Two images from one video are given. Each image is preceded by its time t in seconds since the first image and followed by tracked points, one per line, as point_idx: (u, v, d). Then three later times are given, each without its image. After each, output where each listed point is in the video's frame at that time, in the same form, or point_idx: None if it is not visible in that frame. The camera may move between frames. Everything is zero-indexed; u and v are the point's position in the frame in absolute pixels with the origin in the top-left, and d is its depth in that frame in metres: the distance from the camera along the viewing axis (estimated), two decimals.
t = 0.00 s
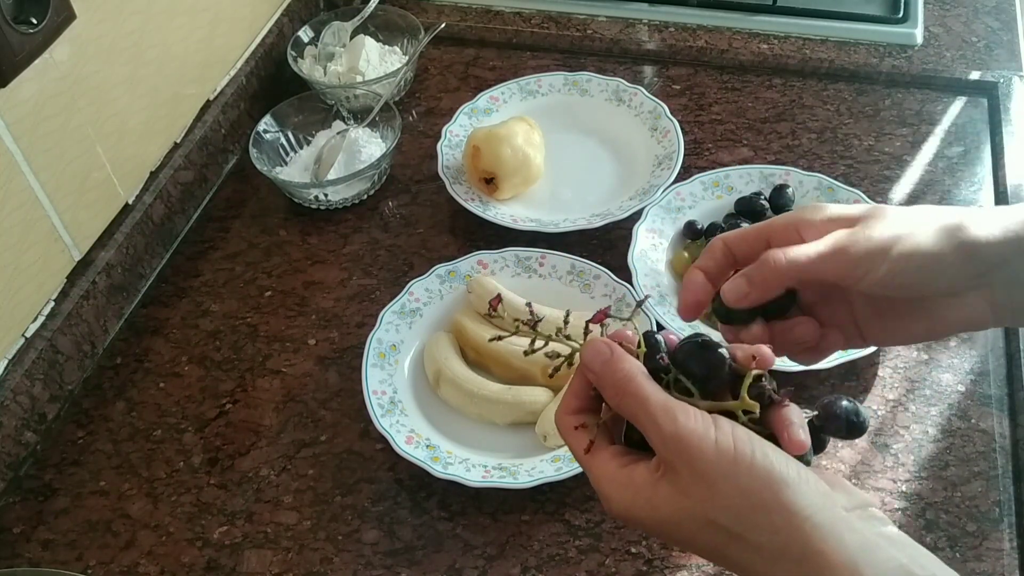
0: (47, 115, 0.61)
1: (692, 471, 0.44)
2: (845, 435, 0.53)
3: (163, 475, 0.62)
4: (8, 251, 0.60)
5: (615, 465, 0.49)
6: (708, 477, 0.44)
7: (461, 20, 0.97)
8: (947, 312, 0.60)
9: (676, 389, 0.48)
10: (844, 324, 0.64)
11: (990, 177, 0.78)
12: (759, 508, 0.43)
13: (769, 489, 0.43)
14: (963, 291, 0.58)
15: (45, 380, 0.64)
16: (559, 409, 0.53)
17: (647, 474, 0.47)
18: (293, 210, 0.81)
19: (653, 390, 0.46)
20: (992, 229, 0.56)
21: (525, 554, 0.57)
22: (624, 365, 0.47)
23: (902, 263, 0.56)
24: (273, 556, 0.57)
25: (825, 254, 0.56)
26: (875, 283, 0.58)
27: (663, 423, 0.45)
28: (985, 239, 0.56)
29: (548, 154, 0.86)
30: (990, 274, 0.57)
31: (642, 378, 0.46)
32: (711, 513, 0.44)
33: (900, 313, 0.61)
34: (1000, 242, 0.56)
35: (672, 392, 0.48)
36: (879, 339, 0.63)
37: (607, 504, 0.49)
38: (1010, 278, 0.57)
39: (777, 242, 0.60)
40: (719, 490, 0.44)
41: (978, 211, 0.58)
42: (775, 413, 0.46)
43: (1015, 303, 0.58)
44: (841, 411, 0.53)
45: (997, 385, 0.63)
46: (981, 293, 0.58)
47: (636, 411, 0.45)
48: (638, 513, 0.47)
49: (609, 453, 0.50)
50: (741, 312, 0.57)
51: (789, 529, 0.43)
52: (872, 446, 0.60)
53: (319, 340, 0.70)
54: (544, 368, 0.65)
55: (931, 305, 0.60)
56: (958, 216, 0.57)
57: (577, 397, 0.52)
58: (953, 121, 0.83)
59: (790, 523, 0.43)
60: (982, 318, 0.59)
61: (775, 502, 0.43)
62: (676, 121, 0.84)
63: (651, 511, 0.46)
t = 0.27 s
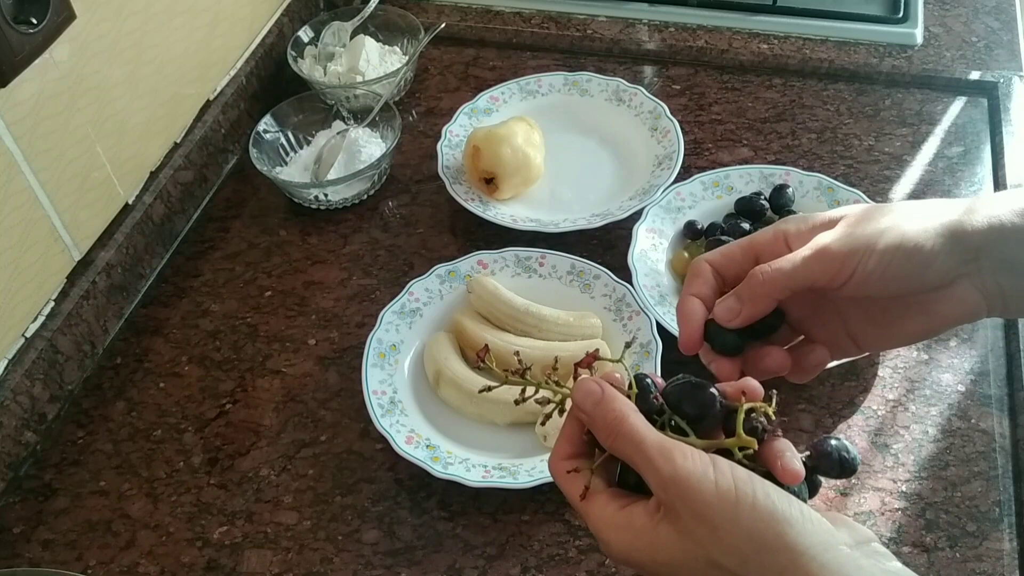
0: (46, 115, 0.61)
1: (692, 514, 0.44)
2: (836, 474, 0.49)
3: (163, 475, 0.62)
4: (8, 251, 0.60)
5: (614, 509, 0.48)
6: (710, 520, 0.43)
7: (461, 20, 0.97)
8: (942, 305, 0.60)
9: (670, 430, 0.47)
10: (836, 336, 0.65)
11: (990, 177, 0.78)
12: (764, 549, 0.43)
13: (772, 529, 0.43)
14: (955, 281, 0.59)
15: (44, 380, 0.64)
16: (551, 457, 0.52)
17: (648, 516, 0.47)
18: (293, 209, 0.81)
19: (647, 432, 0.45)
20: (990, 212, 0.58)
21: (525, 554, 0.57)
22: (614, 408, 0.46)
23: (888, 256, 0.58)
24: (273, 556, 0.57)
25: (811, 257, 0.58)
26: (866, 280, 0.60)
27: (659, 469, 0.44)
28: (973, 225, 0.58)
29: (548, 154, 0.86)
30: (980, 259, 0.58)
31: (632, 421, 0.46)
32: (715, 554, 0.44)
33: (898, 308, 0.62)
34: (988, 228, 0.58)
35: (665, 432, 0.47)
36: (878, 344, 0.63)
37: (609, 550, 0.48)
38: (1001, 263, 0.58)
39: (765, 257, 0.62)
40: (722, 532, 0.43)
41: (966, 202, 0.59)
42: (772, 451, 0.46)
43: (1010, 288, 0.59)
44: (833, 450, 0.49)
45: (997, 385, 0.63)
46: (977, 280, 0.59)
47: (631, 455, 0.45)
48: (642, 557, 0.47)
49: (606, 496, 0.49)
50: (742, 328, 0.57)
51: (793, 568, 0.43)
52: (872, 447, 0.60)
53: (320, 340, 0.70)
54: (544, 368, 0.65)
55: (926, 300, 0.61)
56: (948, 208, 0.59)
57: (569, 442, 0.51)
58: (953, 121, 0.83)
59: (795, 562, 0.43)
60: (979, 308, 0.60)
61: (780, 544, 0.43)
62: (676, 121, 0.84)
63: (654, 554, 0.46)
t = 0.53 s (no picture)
0: (47, 115, 0.61)
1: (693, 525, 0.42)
2: (843, 482, 0.51)
3: (163, 475, 0.62)
4: (8, 251, 0.60)
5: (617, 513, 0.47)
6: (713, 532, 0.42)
7: (461, 20, 0.97)
8: (942, 296, 0.59)
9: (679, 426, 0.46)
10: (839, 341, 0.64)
11: (990, 177, 0.78)
12: (771, 556, 0.41)
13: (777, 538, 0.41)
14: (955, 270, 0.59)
15: (45, 380, 0.64)
16: (559, 460, 0.52)
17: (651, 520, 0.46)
18: (293, 210, 0.81)
19: (638, 448, 0.44)
20: (992, 199, 0.58)
21: (525, 554, 0.57)
22: (606, 425, 0.46)
23: (887, 240, 0.57)
24: (273, 556, 0.57)
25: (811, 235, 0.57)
26: (861, 267, 0.59)
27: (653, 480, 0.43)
28: (974, 210, 0.58)
29: (548, 154, 0.86)
30: (982, 249, 0.58)
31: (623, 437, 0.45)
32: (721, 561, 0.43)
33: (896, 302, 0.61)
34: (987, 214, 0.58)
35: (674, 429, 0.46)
36: (878, 340, 0.63)
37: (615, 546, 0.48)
38: (1002, 252, 0.58)
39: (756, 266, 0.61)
40: (723, 543, 0.42)
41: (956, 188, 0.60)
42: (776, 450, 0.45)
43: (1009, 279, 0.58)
44: (840, 458, 0.50)
45: (997, 385, 0.63)
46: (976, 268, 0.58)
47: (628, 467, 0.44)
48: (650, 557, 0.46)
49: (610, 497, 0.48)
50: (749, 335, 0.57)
51: None
52: (872, 447, 0.60)
53: (319, 340, 0.70)
54: (544, 368, 0.65)
55: (926, 291, 0.60)
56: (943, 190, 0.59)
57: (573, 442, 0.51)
58: (953, 121, 0.83)
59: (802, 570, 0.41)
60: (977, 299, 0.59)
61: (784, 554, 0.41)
62: (676, 121, 0.84)
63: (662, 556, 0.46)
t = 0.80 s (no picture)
0: (47, 115, 0.61)
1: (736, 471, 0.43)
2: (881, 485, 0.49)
3: (163, 475, 0.62)
4: (9, 251, 0.60)
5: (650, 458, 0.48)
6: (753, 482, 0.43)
7: (461, 20, 0.97)
8: (956, 322, 0.59)
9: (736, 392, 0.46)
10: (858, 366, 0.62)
11: (990, 177, 0.78)
12: (801, 519, 0.43)
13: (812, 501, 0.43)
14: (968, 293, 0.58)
15: (44, 380, 0.64)
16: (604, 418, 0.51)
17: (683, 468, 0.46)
18: (293, 210, 0.81)
19: (685, 394, 0.44)
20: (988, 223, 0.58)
21: (525, 554, 0.57)
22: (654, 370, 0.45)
23: (908, 280, 0.55)
24: (273, 556, 0.57)
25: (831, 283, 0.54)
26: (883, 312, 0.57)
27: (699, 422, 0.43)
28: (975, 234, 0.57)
29: (548, 154, 0.86)
30: (988, 269, 0.58)
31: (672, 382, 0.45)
32: (752, 514, 0.44)
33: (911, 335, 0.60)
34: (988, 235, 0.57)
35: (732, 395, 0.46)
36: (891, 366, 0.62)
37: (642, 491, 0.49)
38: (1009, 271, 0.58)
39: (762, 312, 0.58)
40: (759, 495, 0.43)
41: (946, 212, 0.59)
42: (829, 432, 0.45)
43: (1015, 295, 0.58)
44: (880, 458, 0.49)
45: (997, 385, 0.63)
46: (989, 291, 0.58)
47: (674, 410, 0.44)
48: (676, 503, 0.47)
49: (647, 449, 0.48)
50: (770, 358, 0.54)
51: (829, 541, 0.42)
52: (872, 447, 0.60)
53: (320, 340, 0.70)
54: (544, 368, 0.65)
55: (945, 318, 0.59)
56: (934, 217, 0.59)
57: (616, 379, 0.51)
58: (953, 121, 0.83)
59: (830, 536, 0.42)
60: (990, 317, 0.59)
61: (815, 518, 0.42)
62: (676, 121, 0.84)
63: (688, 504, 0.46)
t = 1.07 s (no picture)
0: (47, 115, 0.61)
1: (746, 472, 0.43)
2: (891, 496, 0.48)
3: (163, 475, 0.62)
4: (9, 250, 0.60)
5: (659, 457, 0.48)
6: (761, 484, 0.43)
7: (461, 20, 0.97)
8: (957, 317, 0.59)
9: (743, 398, 0.47)
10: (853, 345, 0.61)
11: (990, 177, 0.78)
12: (808, 520, 0.43)
13: (819, 501, 0.43)
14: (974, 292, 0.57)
15: (45, 380, 0.64)
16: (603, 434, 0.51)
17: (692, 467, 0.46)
18: (293, 209, 0.81)
19: (686, 399, 0.44)
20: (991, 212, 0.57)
21: (525, 554, 0.57)
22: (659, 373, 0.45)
23: (914, 282, 0.54)
24: (273, 556, 0.57)
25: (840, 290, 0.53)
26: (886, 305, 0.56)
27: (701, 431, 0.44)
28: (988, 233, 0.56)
29: (548, 154, 0.86)
30: (1000, 271, 0.56)
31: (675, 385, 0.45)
32: (760, 513, 0.44)
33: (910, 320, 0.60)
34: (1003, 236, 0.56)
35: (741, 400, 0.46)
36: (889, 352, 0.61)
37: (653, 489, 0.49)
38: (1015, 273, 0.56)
39: (756, 276, 0.60)
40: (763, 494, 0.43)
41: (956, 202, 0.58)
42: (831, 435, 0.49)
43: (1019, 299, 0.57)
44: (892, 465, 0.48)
45: (997, 385, 0.63)
46: (996, 294, 0.57)
47: (677, 413, 0.44)
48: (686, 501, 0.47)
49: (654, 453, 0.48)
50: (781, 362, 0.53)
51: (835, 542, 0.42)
52: (872, 447, 0.60)
53: (319, 340, 0.70)
54: (543, 368, 0.65)
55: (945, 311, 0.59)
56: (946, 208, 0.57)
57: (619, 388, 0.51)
58: (953, 121, 0.83)
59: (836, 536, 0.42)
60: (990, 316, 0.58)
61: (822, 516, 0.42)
62: (676, 121, 0.84)
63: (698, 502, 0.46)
